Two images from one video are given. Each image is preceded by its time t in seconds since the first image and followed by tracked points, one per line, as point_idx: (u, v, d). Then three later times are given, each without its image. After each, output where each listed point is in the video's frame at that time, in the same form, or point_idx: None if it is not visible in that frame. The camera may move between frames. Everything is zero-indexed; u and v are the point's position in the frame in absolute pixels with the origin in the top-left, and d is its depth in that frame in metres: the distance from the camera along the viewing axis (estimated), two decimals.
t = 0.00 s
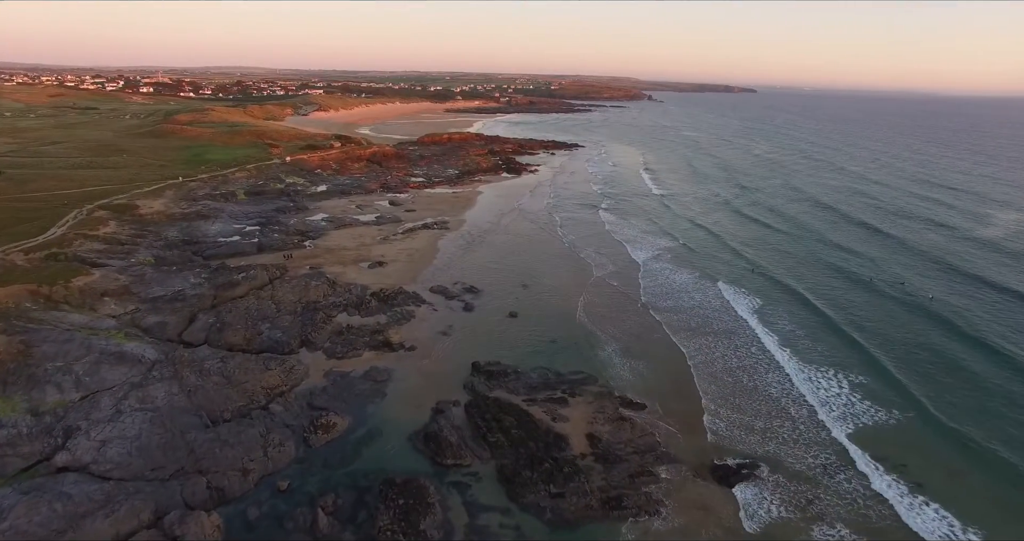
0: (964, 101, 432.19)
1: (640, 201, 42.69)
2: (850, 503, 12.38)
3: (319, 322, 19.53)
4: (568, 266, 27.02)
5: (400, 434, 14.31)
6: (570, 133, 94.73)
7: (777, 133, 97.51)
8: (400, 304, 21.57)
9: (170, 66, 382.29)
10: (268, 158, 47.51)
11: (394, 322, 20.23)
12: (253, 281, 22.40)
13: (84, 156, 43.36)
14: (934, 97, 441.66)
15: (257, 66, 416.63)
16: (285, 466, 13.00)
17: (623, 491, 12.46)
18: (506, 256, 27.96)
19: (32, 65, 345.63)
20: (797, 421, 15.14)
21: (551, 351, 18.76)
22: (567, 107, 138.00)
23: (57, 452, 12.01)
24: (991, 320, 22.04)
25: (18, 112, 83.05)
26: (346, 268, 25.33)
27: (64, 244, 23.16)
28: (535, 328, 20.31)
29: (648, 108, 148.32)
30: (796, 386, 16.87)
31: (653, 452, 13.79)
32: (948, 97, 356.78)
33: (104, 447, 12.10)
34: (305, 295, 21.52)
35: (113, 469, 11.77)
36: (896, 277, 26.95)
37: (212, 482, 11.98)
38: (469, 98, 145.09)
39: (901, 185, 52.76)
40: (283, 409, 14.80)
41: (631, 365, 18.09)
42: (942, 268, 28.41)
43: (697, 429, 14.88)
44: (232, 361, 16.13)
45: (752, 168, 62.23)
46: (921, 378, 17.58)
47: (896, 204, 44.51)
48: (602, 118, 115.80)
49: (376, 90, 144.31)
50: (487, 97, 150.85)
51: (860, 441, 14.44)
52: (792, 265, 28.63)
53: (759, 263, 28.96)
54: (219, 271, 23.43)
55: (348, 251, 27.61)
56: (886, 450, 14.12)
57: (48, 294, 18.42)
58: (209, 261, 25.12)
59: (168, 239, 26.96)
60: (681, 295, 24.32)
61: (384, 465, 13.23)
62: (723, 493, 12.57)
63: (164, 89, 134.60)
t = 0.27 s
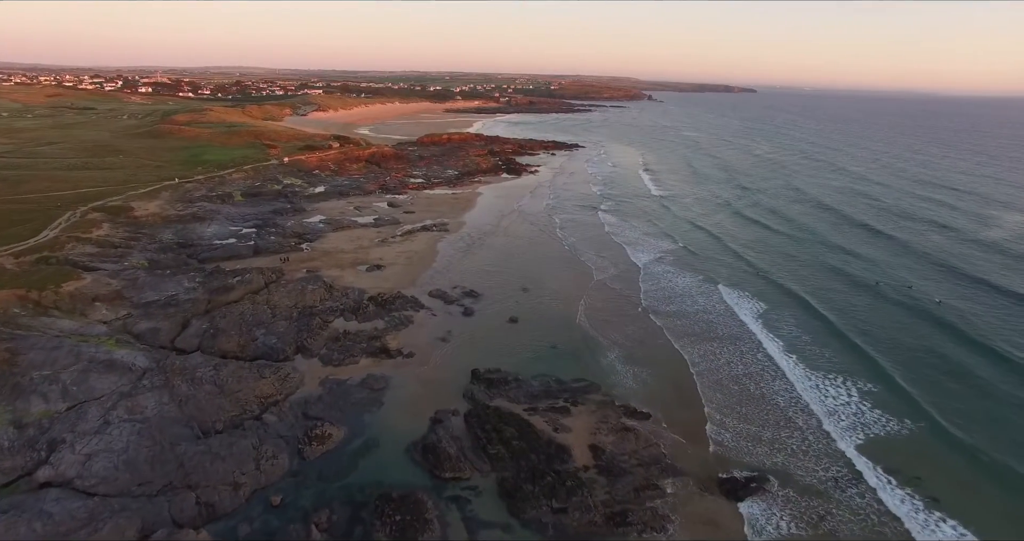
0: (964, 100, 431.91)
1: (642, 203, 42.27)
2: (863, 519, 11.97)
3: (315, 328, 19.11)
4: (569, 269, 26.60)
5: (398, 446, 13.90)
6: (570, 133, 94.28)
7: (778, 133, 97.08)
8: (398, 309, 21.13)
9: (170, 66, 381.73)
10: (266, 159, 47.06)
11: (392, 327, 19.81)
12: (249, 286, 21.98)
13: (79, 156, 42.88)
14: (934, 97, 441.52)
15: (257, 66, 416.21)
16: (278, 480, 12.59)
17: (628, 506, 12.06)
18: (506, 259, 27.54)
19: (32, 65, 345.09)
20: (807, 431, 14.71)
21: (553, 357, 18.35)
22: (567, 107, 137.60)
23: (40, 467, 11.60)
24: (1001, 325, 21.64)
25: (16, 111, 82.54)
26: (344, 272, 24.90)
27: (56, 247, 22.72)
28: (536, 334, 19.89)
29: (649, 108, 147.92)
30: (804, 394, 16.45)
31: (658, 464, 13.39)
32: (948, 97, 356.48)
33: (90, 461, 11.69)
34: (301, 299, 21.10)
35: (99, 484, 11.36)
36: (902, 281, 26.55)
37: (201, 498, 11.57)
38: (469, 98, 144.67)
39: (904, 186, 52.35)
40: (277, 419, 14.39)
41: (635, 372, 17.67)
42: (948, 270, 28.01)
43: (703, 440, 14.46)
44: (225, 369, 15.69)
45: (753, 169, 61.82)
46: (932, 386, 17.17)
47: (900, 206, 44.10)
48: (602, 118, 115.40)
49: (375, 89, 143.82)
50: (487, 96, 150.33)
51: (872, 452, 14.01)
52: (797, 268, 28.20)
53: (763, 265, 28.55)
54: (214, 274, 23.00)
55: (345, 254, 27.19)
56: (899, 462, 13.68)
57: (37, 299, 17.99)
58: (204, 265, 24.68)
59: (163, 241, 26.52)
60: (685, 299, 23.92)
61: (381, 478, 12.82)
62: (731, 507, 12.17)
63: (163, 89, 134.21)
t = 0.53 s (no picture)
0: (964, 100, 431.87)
1: (643, 204, 41.87)
2: (877, 536, 11.56)
3: (311, 334, 18.69)
4: (570, 273, 26.18)
5: (395, 458, 13.48)
6: (570, 133, 93.87)
7: (779, 133, 96.69)
8: (396, 314, 20.71)
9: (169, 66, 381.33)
10: (263, 160, 46.63)
11: (389, 333, 19.38)
12: (244, 290, 21.54)
13: (75, 157, 42.44)
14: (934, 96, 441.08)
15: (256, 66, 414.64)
16: (271, 495, 12.18)
17: (633, 522, 11.65)
18: (506, 261, 27.13)
19: (31, 65, 344.62)
20: (816, 443, 14.28)
21: (555, 364, 17.94)
22: (567, 107, 137.24)
23: (22, 483, 11.17)
24: (1010, 330, 21.25)
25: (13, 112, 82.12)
26: (341, 275, 24.46)
27: (47, 250, 22.29)
28: (537, 340, 19.47)
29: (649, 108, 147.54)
30: (812, 403, 16.01)
31: (664, 476, 12.97)
32: (948, 97, 356.20)
33: (74, 477, 11.26)
34: (297, 305, 20.68)
35: (83, 501, 10.93)
36: (909, 285, 26.14)
37: (191, 515, 11.15)
38: (468, 98, 144.24)
39: (907, 187, 51.94)
40: (271, 430, 13.97)
41: (639, 380, 17.25)
42: (954, 274, 27.61)
43: (710, 451, 14.03)
44: (217, 378, 15.28)
45: (755, 169, 61.41)
46: (942, 394, 16.75)
47: (903, 207, 43.65)
48: (603, 119, 114.99)
49: (374, 89, 143.41)
50: (486, 97, 149.95)
51: (885, 464, 13.57)
52: (801, 272, 27.79)
53: (767, 269, 28.14)
54: (209, 278, 22.57)
55: (343, 257, 26.76)
56: (913, 475, 13.23)
57: (26, 305, 17.55)
58: (199, 268, 24.25)
59: (157, 244, 26.08)
60: (688, 303, 23.50)
61: (377, 493, 12.41)
62: (740, 524, 11.77)
63: (162, 89, 133.86)
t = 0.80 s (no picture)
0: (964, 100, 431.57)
1: (644, 206, 41.53)
2: None
3: (308, 339, 18.32)
4: (571, 276, 25.82)
5: (392, 469, 13.13)
6: (570, 134, 93.52)
7: (779, 134, 96.34)
8: (395, 319, 20.34)
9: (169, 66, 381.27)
10: (262, 161, 46.26)
11: (388, 338, 19.01)
12: (240, 294, 21.20)
13: (71, 158, 42.08)
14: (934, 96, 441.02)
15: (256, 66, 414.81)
16: (264, 508, 11.82)
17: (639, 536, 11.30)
18: (506, 264, 26.79)
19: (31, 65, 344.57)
20: (826, 453, 13.92)
21: (556, 371, 17.57)
22: (567, 107, 136.94)
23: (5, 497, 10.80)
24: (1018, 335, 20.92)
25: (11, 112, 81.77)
26: (339, 279, 24.11)
27: (40, 253, 21.92)
28: (538, 345, 19.11)
29: (649, 108, 147.23)
30: (820, 411, 15.65)
31: (669, 488, 12.62)
32: (948, 97, 356.02)
33: (59, 491, 10.90)
34: (294, 309, 20.33)
35: (68, 516, 10.57)
36: (914, 288, 25.79)
37: (180, 531, 10.80)
38: (468, 99, 143.97)
39: (910, 187, 51.61)
40: (265, 439, 13.60)
41: (642, 387, 16.88)
42: (960, 276, 27.28)
43: (716, 462, 13.67)
44: (211, 385, 14.91)
45: (756, 170, 61.07)
46: (952, 401, 16.40)
47: (907, 208, 43.32)
48: (603, 119, 114.67)
49: (374, 90, 143.07)
50: (486, 97, 149.64)
51: (896, 476, 13.20)
52: (804, 274, 27.48)
53: (770, 271, 27.79)
54: (204, 282, 22.21)
55: (341, 260, 26.41)
56: (926, 487, 12.87)
57: (16, 310, 17.18)
58: (195, 271, 23.89)
59: (153, 247, 25.72)
60: (692, 307, 23.15)
61: (374, 506, 12.06)
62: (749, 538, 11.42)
63: (162, 89, 133.56)
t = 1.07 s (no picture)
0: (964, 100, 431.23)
1: (646, 207, 41.11)
2: None
3: (304, 346, 17.88)
4: (573, 280, 25.37)
5: (390, 483, 12.71)
6: (571, 134, 93.06)
7: (780, 134, 95.94)
8: (393, 324, 19.92)
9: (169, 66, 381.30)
10: (259, 162, 45.83)
11: (385, 345, 18.59)
12: (235, 299, 20.76)
13: (67, 158, 41.66)
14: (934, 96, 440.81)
15: (256, 66, 415.01)
16: (256, 524, 11.42)
17: None
18: (507, 267, 26.38)
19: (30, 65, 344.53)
20: (837, 466, 13.50)
21: (558, 379, 17.15)
22: (567, 107, 136.61)
23: None
24: None
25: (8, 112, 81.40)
26: (336, 282, 23.68)
27: (31, 257, 21.49)
28: (540, 352, 18.70)
29: (650, 108, 146.88)
30: (829, 421, 15.24)
31: (676, 502, 12.21)
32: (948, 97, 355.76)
33: (41, 508, 10.50)
34: (290, 314, 19.91)
35: (50, 536, 10.16)
36: (922, 292, 25.37)
37: None
38: (468, 99, 143.60)
39: (914, 189, 51.21)
40: (258, 451, 13.18)
41: (646, 395, 16.45)
42: (968, 280, 26.86)
43: (724, 475, 13.23)
44: (203, 395, 14.48)
45: (757, 171, 60.68)
46: (964, 411, 15.99)
47: (910, 209, 42.93)
48: (603, 119, 114.30)
49: (373, 90, 142.71)
50: (486, 97, 149.23)
51: (911, 491, 12.76)
52: (809, 278, 27.07)
53: (775, 275, 27.37)
54: (199, 286, 21.76)
55: (339, 263, 25.98)
56: (942, 502, 12.43)
57: (5, 316, 16.75)
58: (190, 275, 23.45)
59: (147, 250, 25.29)
60: (696, 312, 22.73)
61: (370, 522, 11.66)
62: None
63: (161, 89, 133.28)
